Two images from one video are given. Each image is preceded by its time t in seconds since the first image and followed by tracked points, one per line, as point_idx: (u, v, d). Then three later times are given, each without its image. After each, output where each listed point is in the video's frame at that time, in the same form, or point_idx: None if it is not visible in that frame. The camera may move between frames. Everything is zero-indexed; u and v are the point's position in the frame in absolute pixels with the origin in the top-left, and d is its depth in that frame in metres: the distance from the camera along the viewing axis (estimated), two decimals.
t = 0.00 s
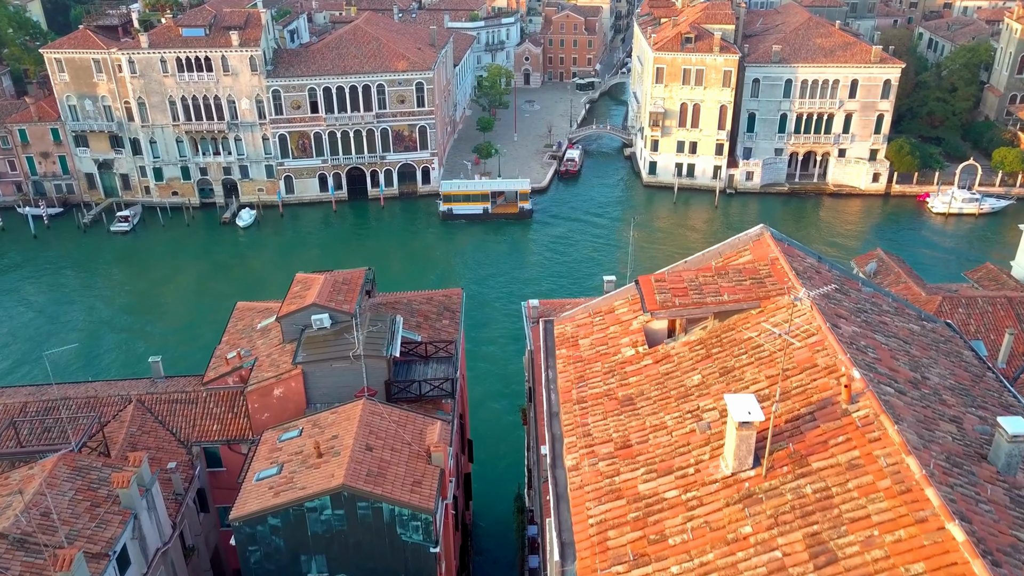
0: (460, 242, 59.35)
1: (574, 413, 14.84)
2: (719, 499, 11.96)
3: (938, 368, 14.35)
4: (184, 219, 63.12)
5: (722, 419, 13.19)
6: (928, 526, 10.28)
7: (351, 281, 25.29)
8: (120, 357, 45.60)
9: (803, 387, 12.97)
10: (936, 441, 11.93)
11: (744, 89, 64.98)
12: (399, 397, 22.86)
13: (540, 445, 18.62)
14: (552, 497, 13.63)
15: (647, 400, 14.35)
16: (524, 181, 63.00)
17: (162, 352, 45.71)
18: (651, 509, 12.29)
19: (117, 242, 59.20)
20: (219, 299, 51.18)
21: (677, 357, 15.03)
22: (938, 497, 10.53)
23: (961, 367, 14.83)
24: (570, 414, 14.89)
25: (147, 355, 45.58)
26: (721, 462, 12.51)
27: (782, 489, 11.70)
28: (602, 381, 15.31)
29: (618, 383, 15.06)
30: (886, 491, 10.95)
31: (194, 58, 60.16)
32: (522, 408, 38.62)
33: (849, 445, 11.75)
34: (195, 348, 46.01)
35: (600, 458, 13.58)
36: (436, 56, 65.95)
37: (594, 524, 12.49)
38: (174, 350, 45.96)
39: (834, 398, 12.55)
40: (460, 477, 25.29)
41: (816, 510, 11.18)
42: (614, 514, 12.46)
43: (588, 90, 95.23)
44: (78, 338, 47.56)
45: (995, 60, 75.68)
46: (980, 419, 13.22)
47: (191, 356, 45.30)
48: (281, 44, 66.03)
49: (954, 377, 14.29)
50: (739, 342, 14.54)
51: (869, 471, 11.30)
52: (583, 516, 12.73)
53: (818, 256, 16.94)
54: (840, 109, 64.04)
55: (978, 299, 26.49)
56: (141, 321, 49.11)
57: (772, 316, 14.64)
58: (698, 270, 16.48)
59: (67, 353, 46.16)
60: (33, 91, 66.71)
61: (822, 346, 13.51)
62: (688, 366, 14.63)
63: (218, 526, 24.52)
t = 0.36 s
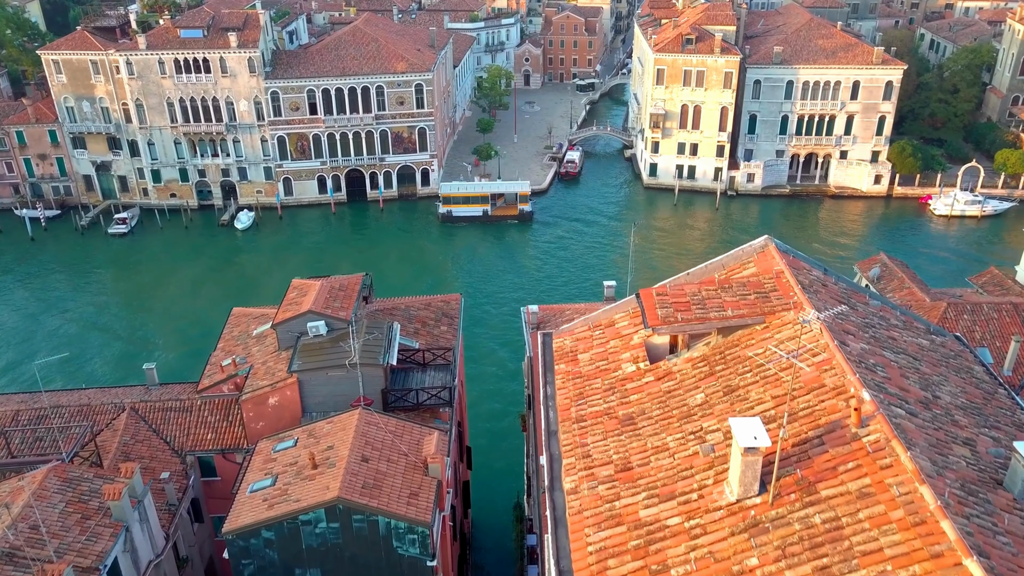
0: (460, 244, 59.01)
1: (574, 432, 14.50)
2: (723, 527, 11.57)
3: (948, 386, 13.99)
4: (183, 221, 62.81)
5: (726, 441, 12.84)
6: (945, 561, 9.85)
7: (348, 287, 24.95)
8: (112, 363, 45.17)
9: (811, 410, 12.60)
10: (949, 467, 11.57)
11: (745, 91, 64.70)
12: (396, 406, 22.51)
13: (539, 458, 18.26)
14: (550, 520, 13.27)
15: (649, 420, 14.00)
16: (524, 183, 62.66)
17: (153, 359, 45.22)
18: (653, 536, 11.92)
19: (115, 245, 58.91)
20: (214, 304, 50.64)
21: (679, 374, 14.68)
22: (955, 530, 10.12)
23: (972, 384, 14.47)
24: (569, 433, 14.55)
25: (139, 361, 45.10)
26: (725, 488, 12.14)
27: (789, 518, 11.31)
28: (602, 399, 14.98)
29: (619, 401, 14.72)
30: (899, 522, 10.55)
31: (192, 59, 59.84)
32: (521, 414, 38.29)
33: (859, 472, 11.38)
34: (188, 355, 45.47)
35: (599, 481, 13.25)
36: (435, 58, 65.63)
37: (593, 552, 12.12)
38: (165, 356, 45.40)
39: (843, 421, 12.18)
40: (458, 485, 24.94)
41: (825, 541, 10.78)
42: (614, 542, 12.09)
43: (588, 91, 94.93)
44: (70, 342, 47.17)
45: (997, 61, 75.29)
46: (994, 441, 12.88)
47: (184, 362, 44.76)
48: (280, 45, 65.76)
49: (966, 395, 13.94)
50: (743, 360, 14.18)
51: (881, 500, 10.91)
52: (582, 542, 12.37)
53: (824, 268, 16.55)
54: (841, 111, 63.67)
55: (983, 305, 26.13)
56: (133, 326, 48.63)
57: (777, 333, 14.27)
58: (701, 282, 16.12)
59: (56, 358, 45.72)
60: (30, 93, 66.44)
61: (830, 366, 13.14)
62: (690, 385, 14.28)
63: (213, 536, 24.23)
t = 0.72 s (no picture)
0: (459, 247, 58.68)
1: (573, 453, 14.15)
2: (728, 557, 11.19)
3: (959, 405, 13.65)
4: (180, 224, 62.48)
5: (730, 465, 12.47)
6: None
7: (344, 294, 24.62)
8: (100, 368, 44.67)
9: (818, 433, 12.21)
10: (964, 496, 11.20)
11: (746, 93, 64.41)
12: (392, 415, 22.17)
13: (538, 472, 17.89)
14: (547, 547, 12.92)
15: (650, 442, 13.65)
16: (524, 185, 62.31)
17: (141, 366, 44.65)
18: (655, 567, 11.55)
19: (112, 247, 58.58)
20: (207, 309, 50.08)
21: (681, 393, 14.33)
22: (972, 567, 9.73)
23: (983, 403, 14.13)
24: (568, 454, 14.21)
25: (127, 368, 44.59)
26: (729, 515, 11.76)
27: (796, 549, 10.92)
28: (602, 418, 14.63)
29: (619, 421, 14.37)
30: (913, 557, 10.16)
31: (190, 61, 59.50)
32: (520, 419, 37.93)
33: (870, 502, 10.98)
34: (178, 362, 44.86)
35: (599, 505, 12.90)
36: (434, 59, 65.31)
37: None
38: (153, 363, 44.80)
39: (853, 446, 11.79)
40: (455, 495, 24.61)
41: None
42: (615, 572, 11.72)
43: (588, 92, 94.63)
44: (58, 347, 46.70)
45: (999, 62, 74.89)
46: (1008, 464, 12.52)
47: (175, 370, 44.14)
48: (278, 47, 65.49)
49: (978, 416, 13.58)
50: (747, 379, 13.81)
51: (894, 533, 10.51)
52: (581, 571, 12.01)
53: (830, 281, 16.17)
54: (843, 113, 63.30)
55: (988, 312, 25.76)
56: (124, 332, 48.09)
57: (783, 350, 13.88)
58: (703, 296, 15.74)
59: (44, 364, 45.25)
60: (28, 94, 66.15)
61: (838, 387, 12.76)
62: (693, 405, 13.93)
63: (207, 546, 23.93)
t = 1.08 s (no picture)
0: (458, 249, 58.31)
1: (571, 476, 13.79)
2: None
3: (971, 425, 13.28)
4: (178, 226, 62.11)
5: (733, 491, 12.09)
6: None
7: (340, 300, 24.27)
8: (87, 374, 44.20)
9: (827, 459, 11.83)
10: (981, 526, 10.83)
11: (747, 94, 64.09)
12: (389, 425, 21.81)
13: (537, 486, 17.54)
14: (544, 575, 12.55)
15: (651, 465, 13.28)
16: (524, 187, 61.94)
17: (128, 372, 44.12)
18: None
19: (108, 249, 58.24)
20: (197, 314, 49.54)
21: (683, 413, 13.95)
22: None
23: (995, 422, 13.77)
24: (567, 477, 13.84)
25: (114, 374, 44.09)
26: (733, 544, 11.37)
27: None
28: (601, 438, 14.26)
29: (619, 442, 14.00)
30: None
31: (188, 62, 59.16)
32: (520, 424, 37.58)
33: (882, 535, 10.59)
34: (164, 368, 44.28)
35: (598, 533, 12.52)
36: (433, 60, 64.97)
37: None
38: (139, 370, 44.24)
39: (863, 473, 11.40)
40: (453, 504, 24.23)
41: None
42: None
43: (588, 93, 94.40)
44: (45, 352, 46.25)
45: (1001, 63, 74.52)
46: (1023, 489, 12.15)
47: (161, 376, 43.57)
48: (276, 48, 65.20)
49: (991, 436, 13.22)
50: (752, 399, 13.43)
51: (907, 568, 10.12)
52: None
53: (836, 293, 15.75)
54: (844, 114, 62.95)
55: (993, 319, 25.40)
56: (112, 337, 47.58)
57: (788, 370, 13.49)
58: (705, 310, 15.33)
59: (30, 369, 44.83)
60: (25, 96, 65.83)
61: (847, 409, 12.35)
62: (695, 426, 13.56)
63: (201, 556, 23.59)
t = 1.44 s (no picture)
0: (457, 251, 57.94)
1: (569, 499, 13.26)
2: None
3: (985, 447, 12.79)
4: (176, 227, 61.75)
5: (738, 518, 11.54)
6: None
7: (336, 307, 23.94)
8: (78, 378, 43.76)
9: (835, 486, 11.31)
10: (999, 559, 10.31)
11: (748, 96, 63.74)
12: (384, 434, 21.46)
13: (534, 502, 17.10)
14: None
15: (652, 489, 12.75)
16: (523, 189, 61.56)
17: (116, 378, 43.58)
18: None
19: (105, 252, 57.86)
20: (190, 319, 48.97)
21: (685, 435, 13.46)
22: None
23: (1008, 442, 13.29)
24: (564, 500, 13.31)
25: (102, 380, 43.57)
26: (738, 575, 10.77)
27: None
28: (600, 461, 13.76)
29: (618, 464, 13.50)
30: None
31: (185, 63, 58.81)
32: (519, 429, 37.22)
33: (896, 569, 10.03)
34: (154, 375, 43.71)
35: (595, 561, 11.92)
36: (432, 62, 64.62)
37: None
38: (127, 376, 43.65)
39: (874, 502, 10.87)
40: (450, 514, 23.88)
41: None
42: None
43: (588, 94, 94.24)
44: (33, 356, 45.81)
45: (1002, 64, 74.18)
46: None
47: (151, 383, 42.99)
48: (275, 49, 64.88)
49: (1004, 458, 12.73)
50: (757, 420, 12.95)
51: None
52: None
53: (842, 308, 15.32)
54: (846, 116, 62.63)
55: (998, 326, 25.02)
56: (102, 342, 47.09)
57: (794, 391, 13.00)
58: (707, 325, 14.88)
59: (25, 372, 44.48)
60: (23, 97, 65.50)
61: (857, 433, 11.85)
62: (698, 448, 13.06)
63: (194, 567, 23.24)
